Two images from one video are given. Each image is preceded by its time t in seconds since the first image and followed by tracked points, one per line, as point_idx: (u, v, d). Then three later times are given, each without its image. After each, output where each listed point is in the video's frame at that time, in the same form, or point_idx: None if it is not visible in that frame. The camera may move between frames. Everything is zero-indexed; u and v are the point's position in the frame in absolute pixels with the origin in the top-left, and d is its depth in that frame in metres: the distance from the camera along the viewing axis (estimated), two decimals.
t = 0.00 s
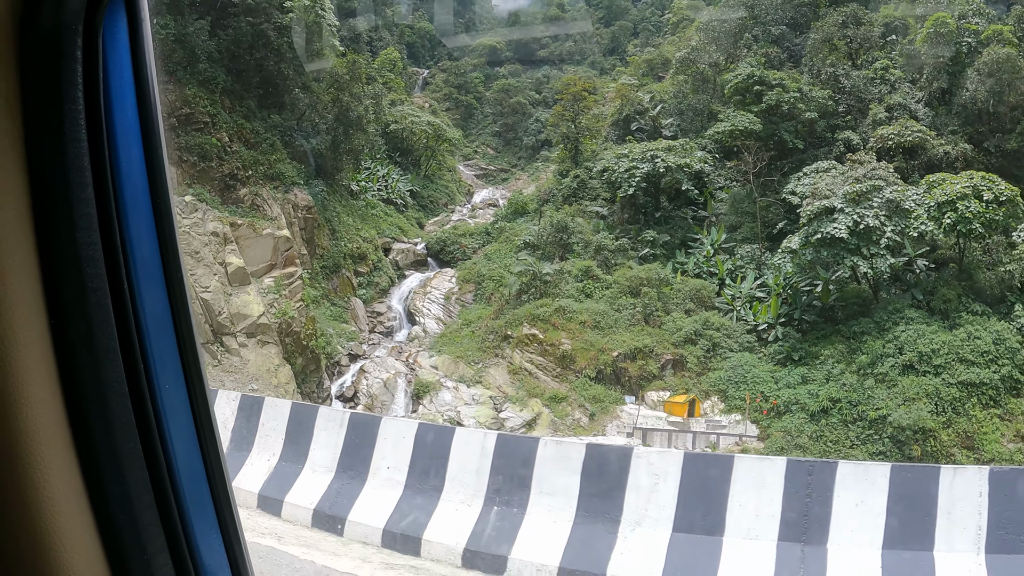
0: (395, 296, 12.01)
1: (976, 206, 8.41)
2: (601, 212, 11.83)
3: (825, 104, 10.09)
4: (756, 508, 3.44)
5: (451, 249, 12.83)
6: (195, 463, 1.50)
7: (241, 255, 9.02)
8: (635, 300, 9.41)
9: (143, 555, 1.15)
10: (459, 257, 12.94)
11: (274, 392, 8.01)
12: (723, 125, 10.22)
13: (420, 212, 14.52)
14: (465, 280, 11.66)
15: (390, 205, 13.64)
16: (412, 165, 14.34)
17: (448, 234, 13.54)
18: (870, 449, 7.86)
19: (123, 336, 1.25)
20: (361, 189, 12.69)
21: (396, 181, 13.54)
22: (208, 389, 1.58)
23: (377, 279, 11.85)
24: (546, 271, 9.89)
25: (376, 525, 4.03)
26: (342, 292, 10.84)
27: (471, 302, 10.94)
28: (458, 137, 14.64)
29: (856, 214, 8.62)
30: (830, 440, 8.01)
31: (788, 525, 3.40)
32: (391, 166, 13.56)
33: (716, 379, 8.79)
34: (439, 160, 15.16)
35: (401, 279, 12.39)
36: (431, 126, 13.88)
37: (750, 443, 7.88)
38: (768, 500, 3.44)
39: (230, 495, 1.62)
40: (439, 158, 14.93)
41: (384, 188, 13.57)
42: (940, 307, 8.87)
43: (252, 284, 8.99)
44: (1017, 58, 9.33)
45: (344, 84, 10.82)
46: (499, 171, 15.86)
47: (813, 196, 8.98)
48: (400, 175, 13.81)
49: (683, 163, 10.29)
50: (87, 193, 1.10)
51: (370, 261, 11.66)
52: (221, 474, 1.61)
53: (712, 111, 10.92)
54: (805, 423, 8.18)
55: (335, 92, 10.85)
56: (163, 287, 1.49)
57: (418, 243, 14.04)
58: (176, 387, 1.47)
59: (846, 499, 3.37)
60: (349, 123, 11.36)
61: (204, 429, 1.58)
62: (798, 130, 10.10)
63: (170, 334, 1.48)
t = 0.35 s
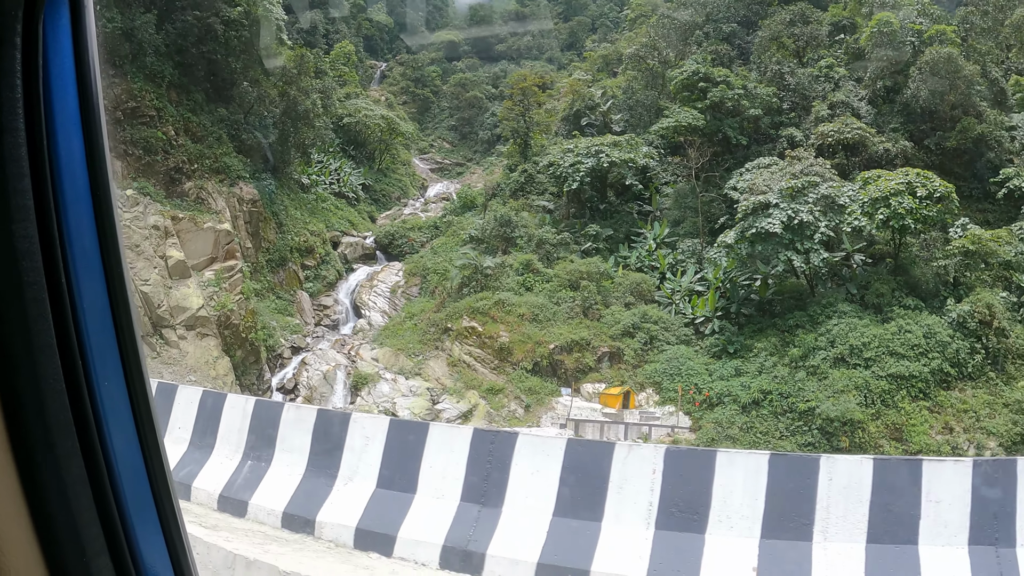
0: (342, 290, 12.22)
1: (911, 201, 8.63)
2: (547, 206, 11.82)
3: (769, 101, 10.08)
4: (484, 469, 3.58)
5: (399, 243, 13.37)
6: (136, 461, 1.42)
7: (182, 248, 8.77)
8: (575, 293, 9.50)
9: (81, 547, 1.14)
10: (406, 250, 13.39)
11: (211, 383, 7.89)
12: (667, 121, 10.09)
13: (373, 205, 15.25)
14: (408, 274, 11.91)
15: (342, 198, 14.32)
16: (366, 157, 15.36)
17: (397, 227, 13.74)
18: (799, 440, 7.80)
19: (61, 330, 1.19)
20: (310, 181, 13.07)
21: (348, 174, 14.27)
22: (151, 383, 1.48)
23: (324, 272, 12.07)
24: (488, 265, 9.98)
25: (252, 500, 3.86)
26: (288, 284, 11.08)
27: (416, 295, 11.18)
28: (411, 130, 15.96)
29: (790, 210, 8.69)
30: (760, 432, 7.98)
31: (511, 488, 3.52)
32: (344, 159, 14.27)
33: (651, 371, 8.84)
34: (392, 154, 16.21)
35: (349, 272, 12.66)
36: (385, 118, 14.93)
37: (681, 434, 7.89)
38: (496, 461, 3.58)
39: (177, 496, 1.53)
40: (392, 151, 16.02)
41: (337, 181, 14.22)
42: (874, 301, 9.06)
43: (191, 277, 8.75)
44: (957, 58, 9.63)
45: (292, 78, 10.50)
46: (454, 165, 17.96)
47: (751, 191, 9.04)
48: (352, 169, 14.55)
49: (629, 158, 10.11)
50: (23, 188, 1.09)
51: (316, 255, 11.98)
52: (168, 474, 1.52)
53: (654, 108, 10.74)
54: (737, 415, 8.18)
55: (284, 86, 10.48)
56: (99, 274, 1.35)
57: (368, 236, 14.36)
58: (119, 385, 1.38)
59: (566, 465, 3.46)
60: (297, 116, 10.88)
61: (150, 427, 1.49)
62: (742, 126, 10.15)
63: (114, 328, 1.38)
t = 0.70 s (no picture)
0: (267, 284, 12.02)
1: (824, 202, 8.67)
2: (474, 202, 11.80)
3: (693, 102, 10.12)
4: (196, 431, 3.87)
5: (326, 238, 13.21)
6: None
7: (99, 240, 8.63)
8: (491, 289, 9.55)
9: None
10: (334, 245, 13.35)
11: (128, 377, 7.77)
12: (592, 119, 10.07)
13: (302, 199, 15.45)
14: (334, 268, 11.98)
15: (272, 190, 14.51)
16: (297, 151, 16.28)
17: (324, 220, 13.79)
18: (706, 434, 7.83)
19: None
20: (240, 175, 13.23)
21: (279, 168, 14.65)
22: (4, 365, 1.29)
23: (249, 266, 11.91)
24: (408, 260, 10.00)
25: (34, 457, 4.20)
26: (212, 278, 11.00)
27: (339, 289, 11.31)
28: (341, 129, 17.05)
29: (704, 208, 8.74)
30: (667, 426, 8.07)
31: (212, 450, 3.80)
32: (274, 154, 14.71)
33: (565, 366, 8.89)
34: (322, 148, 16.96)
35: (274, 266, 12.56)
36: (317, 112, 15.96)
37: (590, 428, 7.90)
38: (204, 425, 3.86)
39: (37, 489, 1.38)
40: (324, 146, 16.75)
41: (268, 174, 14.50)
42: (785, 299, 9.06)
43: (108, 270, 8.51)
44: (876, 64, 9.64)
45: (220, 70, 11.30)
46: (385, 162, 19.39)
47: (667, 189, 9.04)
48: (282, 164, 14.92)
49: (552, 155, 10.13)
50: None
51: (242, 248, 11.84)
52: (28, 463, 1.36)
53: (582, 106, 10.77)
54: (645, 410, 8.23)
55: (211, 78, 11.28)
56: None
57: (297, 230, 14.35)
58: None
59: (255, 430, 3.74)
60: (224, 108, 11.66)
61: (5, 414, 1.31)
62: (665, 125, 10.22)
63: None
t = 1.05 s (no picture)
0: (196, 277, 12.01)
1: (739, 204, 8.72)
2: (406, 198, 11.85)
3: (623, 103, 10.22)
4: (27, 404, 3.93)
5: (256, 231, 13.38)
6: None
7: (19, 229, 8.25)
8: (412, 284, 9.56)
9: None
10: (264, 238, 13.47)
11: (44, 367, 7.52)
12: (522, 119, 10.13)
13: (238, 190, 15.52)
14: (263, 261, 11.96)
15: (206, 181, 14.55)
16: (236, 142, 16.41)
17: (255, 213, 13.85)
18: (614, 431, 7.80)
19: None
20: (172, 165, 13.32)
21: (213, 160, 14.70)
22: None
23: (178, 258, 11.85)
24: (332, 254, 10.03)
25: None
26: (138, 269, 10.89)
27: (266, 283, 11.36)
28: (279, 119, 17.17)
29: (621, 208, 8.81)
30: (578, 423, 8.05)
31: (38, 420, 3.84)
32: (209, 145, 14.86)
33: (481, 362, 8.93)
34: (261, 141, 17.12)
35: (203, 258, 12.52)
36: (254, 105, 16.29)
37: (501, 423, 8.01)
38: (33, 399, 3.91)
39: None
40: (261, 138, 16.93)
41: (202, 165, 14.62)
42: (699, 299, 9.10)
43: (28, 258, 8.14)
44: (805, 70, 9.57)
45: (151, 60, 11.39)
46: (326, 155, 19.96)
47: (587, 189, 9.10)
48: (217, 155, 14.99)
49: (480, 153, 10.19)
50: None
51: (171, 240, 11.76)
52: None
53: (515, 105, 10.83)
54: (556, 406, 8.29)
55: (143, 67, 11.40)
56: None
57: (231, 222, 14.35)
58: None
59: (71, 403, 3.74)
60: (156, 98, 11.82)
61: None
62: (594, 126, 10.29)
63: None
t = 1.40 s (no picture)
0: (118, 266, 11.83)
1: (653, 204, 8.81)
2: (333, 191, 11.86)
3: (550, 102, 10.29)
4: None
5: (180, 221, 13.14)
6: None
7: None
8: (330, 278, 9.57)
9: None
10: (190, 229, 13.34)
11: None
12: (449, 115, 10.17)
13: (167, 179, 15.44)
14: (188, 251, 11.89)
15: (135, 170, 14.46)
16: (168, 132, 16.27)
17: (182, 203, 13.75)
18: (520, 428, 7.80)
19: None
20: (100, 152, 13.22)
21: (144, 148, 14.60)
22: None
23: (101, 246, 11.70)
24: (251, 246, 10.03)
25: None
26: (58, 258, 10.74)
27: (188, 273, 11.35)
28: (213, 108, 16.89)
29: (537, 206, 8.88)
30: (484, 419, 7.99)
31: None
32: (140, 133, 14.74)
33: (394, 356, 8.91)
34: (193, 129, 16.95)
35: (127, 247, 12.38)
36: (188, 93, 15.96)
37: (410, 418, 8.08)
38: None
39: None
40: (194, 126, 16.79)
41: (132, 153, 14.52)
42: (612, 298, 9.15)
43: None
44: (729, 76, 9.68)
45: (80, 44, 11.15)
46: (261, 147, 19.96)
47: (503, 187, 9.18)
48: (149, 143, 14.87)
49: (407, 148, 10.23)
50: None
51: (95, 228, 11.62)
52: None
53: (447, 101, 10.81)
54: (463, 402, 8.24)
55: (71, 52, 11.18)
56: None
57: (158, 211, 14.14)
58: None
59: None
60: (83, 84, 11.60)
61: None
62: (520, 124, 10.40)
63: None
